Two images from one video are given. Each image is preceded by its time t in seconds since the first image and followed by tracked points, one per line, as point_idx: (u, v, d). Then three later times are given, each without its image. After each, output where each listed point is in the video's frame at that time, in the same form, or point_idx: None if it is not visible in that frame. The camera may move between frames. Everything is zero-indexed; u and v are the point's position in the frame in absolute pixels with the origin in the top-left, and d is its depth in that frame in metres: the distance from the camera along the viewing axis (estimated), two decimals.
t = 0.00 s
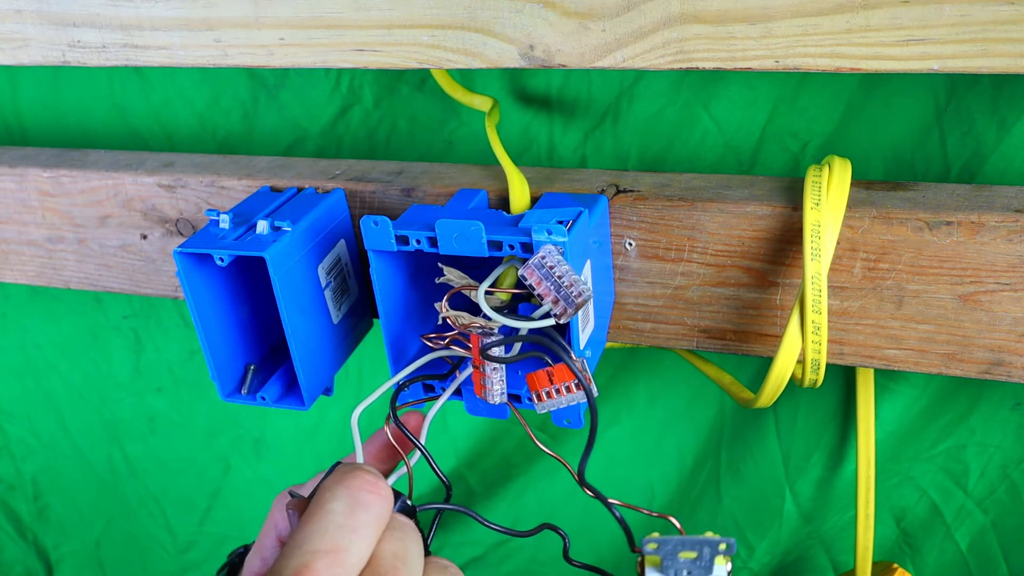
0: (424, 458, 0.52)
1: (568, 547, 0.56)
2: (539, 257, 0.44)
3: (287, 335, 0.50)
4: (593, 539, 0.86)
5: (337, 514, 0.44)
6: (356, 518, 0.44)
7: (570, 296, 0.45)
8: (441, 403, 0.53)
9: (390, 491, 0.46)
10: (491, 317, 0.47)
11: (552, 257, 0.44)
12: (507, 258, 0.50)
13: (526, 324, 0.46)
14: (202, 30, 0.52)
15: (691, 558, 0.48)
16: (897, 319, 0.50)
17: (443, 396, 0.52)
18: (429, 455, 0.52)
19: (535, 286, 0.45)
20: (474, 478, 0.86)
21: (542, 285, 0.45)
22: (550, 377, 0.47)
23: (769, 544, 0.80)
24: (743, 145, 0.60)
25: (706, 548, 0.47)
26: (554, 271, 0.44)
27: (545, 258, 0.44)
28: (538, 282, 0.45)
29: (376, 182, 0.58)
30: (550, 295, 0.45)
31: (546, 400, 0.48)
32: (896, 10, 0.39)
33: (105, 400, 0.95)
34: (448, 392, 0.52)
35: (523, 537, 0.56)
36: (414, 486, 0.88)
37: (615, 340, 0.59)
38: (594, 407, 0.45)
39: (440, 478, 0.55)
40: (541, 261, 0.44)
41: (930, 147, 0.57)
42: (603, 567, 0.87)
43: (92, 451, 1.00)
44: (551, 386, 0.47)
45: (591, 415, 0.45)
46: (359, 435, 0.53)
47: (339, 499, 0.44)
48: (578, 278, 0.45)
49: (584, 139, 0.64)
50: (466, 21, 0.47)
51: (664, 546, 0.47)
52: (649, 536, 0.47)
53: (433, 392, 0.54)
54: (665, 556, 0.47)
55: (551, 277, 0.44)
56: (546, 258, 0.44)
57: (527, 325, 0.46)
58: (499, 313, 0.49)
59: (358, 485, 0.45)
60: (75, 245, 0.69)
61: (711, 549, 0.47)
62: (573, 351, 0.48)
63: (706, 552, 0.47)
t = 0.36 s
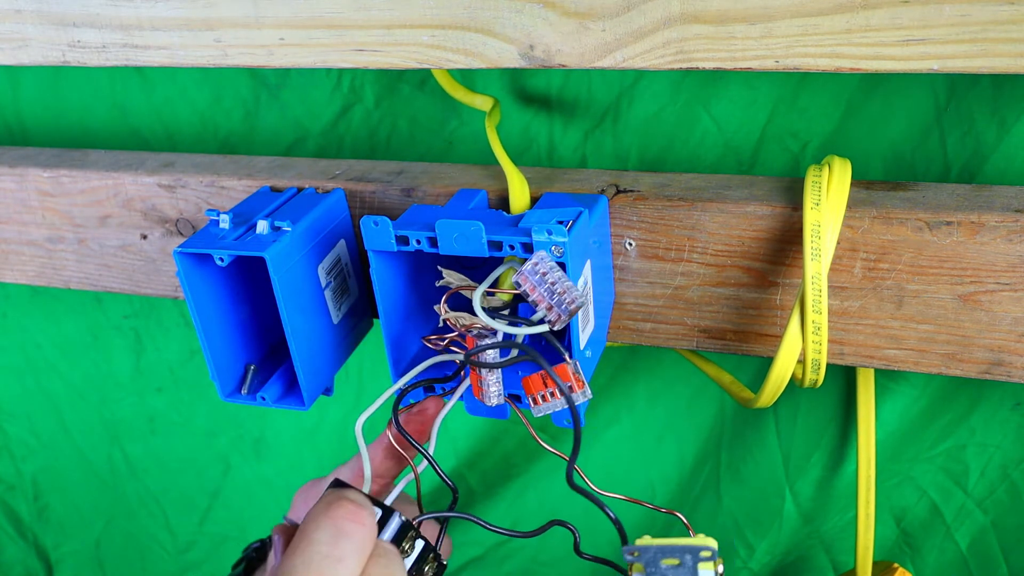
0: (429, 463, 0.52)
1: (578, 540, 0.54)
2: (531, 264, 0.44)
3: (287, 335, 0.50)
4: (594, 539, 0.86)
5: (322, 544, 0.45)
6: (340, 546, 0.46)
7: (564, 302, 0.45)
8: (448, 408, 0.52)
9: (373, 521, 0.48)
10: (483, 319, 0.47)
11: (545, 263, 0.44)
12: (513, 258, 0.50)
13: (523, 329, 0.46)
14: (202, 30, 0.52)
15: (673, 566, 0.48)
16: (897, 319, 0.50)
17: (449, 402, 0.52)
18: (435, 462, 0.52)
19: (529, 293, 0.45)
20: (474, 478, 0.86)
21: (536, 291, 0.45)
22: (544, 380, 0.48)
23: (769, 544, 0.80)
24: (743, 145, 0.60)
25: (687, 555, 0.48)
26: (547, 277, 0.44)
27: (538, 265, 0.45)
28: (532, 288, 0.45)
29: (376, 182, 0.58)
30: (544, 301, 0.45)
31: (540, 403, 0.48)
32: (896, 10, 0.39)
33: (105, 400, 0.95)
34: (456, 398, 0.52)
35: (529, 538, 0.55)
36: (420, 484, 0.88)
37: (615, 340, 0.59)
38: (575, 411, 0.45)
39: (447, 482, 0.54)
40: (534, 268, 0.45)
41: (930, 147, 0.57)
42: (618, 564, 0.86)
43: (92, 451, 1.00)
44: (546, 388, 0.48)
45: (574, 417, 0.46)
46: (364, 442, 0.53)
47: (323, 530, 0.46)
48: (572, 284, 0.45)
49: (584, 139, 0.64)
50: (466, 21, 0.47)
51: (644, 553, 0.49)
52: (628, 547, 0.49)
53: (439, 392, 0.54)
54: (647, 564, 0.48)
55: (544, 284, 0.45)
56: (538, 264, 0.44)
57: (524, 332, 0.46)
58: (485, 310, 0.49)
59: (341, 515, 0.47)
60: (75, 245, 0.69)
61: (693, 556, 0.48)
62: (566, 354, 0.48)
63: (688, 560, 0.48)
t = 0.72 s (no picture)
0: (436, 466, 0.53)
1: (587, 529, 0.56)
2: (540, 270, 0.45)
3: (287, 336, 0.51)
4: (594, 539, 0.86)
5: None
6: None
7: (574, 308, 0.45)
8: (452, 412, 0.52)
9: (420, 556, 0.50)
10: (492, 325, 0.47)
11: (554, 270, 0.45)
12: (512, 258, 0.50)
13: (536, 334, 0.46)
14: (202, 30, 0.52)
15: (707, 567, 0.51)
16: (897, 319, 0.50)
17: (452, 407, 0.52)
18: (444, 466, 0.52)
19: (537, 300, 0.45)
20: (475, 478, 0.86)
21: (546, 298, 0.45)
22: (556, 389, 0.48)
23: (769, 544, 0.80)
24: (743, 145, 0.60)
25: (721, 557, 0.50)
26: (556, 285, 0.45)
27: (547, 272, 0.45)
28: (541, 295, 0.45)
29: (376, 182, 0.58)
30: (554, 308, 0.45)
31: (552, 409, 0.48)
32: (896, 10, 0.39)
33: (106, 400, 0.95)
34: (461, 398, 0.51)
35: (536, 534, 0.56)
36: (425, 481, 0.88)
37: (615, 340, 0.59)
38: (598, 423, 0.45)
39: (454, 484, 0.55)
40: (543, 274, 0.45)
41: (930, 147, 0.57)
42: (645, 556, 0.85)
43: (92, 451, 1.00)
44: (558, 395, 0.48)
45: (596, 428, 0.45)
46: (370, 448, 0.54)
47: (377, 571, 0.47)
48: (581, 291, 0.45)
49: (584, 139, 0.64)
50: (465, 21, 0.47)
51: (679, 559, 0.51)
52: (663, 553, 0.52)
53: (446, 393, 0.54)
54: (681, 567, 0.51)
55: (554, 291, 0.45)
56: (548, 271, 0.45)
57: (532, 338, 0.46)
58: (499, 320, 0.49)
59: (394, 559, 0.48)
60: (75, 245, 0.69)
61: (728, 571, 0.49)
62: (578, 363, 0.48)
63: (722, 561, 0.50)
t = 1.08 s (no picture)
0: (438, 465, 0.53)
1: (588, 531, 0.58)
2: (543, 265, 0.44)
3: (287, 335, 0.51)
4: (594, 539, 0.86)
5: None
6: None
7: (576, 305, 0.45)
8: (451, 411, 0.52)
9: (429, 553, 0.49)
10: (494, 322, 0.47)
11: (557, 265, 0.44)
12: (511, 257, 0.50)
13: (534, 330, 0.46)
14: (202, 30, 0.52)
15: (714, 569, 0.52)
16: (897, 319, 0.50)
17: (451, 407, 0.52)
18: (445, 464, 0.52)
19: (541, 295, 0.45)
20: (475, 478, 0.86)
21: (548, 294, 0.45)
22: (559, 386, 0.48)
23: (769, 544, 0.80)
24: (743, 145, 0.60)
25: (729, 560, 0.52)
26: (558, 279, 0.44)
27: (550, 267, 0.44)
28: (543, 291, 0.45)
29: (376, 182, 0.58)
30: (555, 304, 0.45)
31: (554, 406, 0.49)
32: (896, 10, 0.39)
33: (106, 400, 0.95)
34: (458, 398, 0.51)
35: (542, 533, 0.57)
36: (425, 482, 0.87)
37: (615, 340, 0.59)
38: (604, 412, 0.45)
39: (456, 482, 0.55)
40: (545, 269, 0.44)
41: (930, 147, 0.57)
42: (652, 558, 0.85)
43: (92, 451, 1.00)
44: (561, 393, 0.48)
45: (601, 422, 0.45)
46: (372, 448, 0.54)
47: (386, 568, 0.46)
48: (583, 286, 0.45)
49: (584, 139, 0.64)
50: (466, 21, 0.47)
51: (688, 561, 0.52)
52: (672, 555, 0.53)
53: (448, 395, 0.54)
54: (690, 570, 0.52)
55: (557, 285, 0.45)
56: (551, 266, 0.44)
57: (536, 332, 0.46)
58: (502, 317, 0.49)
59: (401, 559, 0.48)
60: (75, 245, 0.69)
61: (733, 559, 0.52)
62: (580, 360, 0.49)
63: (730, 563, 0.52)
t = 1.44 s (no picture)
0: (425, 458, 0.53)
1: (566, 539, 0.62)
2: (556, 260, 0.44)
3: (288, 335, 0.51)
4: (594, 539, 0.86)
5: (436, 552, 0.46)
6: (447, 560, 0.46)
7: (587, 298, 0.46)
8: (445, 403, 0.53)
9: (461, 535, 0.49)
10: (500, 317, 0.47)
11: (569, 259, 0.45)
12: (509, 257, 0.50)
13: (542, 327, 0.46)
14: (202, 30, 0.52)
15: None
16: (897, 319, 0.50)
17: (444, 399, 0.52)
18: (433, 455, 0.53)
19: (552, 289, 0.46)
20: (474, 478, 0.86)
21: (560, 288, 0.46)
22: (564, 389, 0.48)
23: (769, 543, 0.80)
24: (743, 145, 0.60)
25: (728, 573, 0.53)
26: (570, 274, 0.45)
27: (562, 261, 0.45)
28: (555, 284, 0.46)
29: (376, 181, 0.58)
30: (566, 297, 0.46)
31: (557, 410, 0.48)
32: (896, 10, 0.39)
33: (106, 400, 0.95)
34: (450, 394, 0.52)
35: (524, 536, 0.60)
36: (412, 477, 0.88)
37: (615, 340, 0.59)
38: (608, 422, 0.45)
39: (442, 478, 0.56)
40: (557, 263, 0.45)
41: (930, 147, 0.57)
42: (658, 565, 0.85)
43: (92, 451, 1.00)
44: (563, 398, 0.48)
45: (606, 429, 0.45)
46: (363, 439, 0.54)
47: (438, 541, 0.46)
48: (593, 280, 0.46)
49: (584, 139, 0.64)
50: (465, 21, 0.47)
51: None
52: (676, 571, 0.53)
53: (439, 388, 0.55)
54: None
55: (568, 279, 0.45)
56: (564, 260, 0.44)
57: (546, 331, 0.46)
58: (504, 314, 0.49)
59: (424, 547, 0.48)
60: (75, 245, 0.69)
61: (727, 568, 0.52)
62: (586, 367, 0.49)
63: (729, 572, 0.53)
